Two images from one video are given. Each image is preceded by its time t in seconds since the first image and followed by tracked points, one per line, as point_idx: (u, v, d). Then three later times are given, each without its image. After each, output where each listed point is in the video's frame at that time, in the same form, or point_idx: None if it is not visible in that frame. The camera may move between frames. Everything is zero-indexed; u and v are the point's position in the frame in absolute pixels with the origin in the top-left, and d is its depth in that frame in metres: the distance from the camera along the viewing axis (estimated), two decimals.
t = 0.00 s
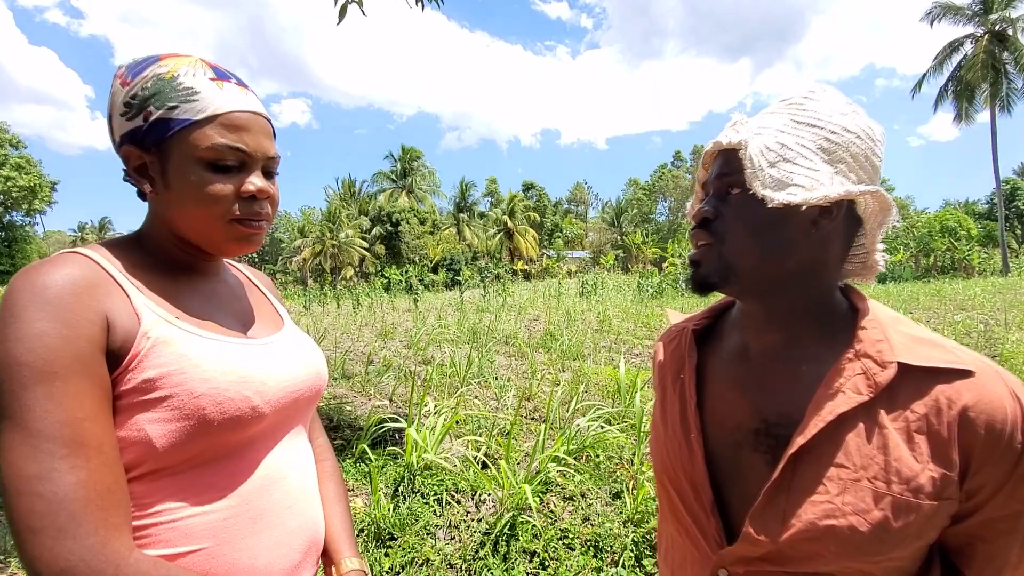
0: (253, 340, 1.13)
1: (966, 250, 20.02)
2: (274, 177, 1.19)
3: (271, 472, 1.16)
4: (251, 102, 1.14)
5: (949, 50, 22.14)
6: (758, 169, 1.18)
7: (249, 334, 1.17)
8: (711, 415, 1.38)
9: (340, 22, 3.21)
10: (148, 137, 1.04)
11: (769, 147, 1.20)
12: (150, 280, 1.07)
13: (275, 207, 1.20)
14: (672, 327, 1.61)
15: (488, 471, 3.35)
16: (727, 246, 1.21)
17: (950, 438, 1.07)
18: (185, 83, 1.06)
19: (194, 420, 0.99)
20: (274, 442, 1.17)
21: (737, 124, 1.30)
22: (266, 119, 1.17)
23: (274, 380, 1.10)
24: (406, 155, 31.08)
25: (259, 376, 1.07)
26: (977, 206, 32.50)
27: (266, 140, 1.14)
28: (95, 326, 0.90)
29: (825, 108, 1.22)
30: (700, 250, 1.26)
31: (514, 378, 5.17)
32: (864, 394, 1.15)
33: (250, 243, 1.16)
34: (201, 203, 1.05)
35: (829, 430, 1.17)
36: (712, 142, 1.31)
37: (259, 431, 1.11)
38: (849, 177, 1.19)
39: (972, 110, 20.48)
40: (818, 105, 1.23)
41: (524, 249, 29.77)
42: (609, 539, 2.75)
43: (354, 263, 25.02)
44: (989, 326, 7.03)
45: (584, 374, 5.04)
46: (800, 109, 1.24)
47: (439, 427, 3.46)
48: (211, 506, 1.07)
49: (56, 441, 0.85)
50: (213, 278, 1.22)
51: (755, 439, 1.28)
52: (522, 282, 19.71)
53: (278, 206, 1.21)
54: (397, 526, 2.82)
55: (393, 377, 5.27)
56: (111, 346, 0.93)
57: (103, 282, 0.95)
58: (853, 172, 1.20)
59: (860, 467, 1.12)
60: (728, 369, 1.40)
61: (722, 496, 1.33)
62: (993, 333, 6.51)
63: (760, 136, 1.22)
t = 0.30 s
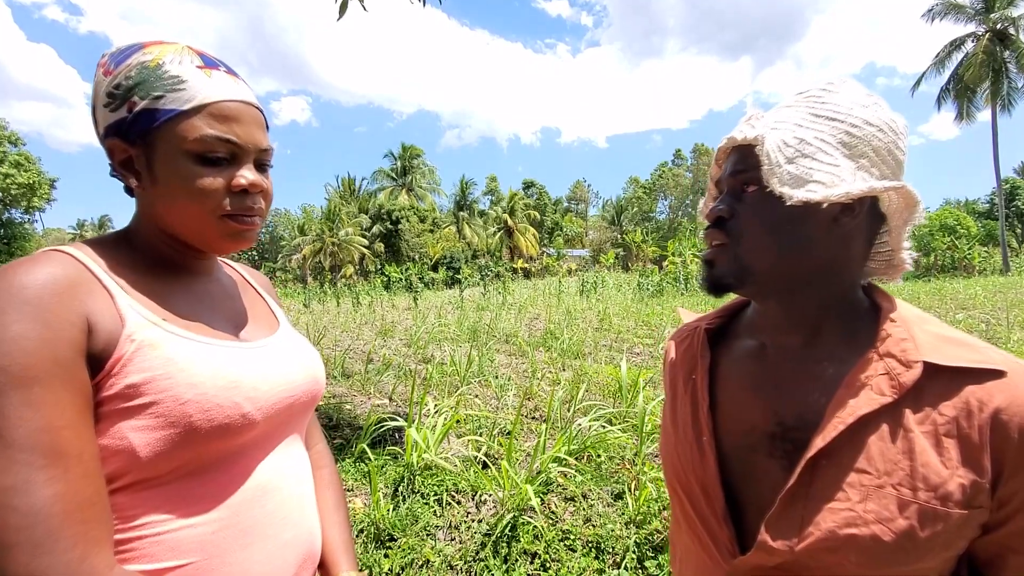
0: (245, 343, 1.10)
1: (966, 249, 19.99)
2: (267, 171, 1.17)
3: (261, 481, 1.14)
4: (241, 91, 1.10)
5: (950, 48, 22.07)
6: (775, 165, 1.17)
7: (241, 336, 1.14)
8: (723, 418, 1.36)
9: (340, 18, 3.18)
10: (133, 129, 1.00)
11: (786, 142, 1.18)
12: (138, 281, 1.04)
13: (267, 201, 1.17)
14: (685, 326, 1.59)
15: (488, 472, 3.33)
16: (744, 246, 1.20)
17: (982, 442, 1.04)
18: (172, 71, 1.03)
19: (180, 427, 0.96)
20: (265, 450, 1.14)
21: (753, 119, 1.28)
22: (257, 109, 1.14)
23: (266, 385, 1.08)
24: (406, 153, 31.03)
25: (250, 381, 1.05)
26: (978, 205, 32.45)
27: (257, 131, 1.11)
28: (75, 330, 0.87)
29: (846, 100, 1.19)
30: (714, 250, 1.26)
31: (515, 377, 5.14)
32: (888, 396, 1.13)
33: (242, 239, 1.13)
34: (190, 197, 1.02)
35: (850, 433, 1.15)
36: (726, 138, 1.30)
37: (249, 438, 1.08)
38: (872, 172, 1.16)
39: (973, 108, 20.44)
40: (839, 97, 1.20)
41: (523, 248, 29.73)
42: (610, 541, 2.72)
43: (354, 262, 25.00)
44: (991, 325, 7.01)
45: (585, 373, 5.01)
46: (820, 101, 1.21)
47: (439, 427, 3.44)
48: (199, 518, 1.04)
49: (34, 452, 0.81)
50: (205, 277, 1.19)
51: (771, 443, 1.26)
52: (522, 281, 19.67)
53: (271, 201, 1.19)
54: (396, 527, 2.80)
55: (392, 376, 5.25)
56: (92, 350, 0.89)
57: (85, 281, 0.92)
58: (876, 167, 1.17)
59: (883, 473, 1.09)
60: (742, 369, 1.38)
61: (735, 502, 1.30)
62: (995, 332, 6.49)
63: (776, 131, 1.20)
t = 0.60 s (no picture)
0: (233, 344, 1.07)
1: (965, 249, 20.00)
2: (258, 165, 1.14)
3: (251, 489, 1.11)
4: (232, 83, 1.08)
5: (950, 47, 22.03)
6: (789, 160, 1.15)
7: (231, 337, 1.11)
8: (732, 423, 1.35)
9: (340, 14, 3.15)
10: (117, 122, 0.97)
11: (801, 136, 1.16)
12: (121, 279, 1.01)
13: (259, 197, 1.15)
14: (692, 327, 1.57)
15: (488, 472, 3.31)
16: (756, 245, 1.18)
17: (1008, 451, 1.01)
18: (158, 62, 0.99)
19: (163, 433, 0.93)
20: (255, 456, 1.11)
21: (765, 111, 1.25)
22: (247, 101, 1.11)
23: (255, 388, 1.05)
24: (405, 152, 30.97)
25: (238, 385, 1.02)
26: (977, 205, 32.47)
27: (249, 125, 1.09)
28: (52, 331, 0.84)
29: (863, 92, 1.17)
30: (723, 248, 1.24)
31: (515, 377, 5.12)
32: (908, 401, 1.10)
33: (234, 237, 1.11)
34: (180, 193, 1.00)
35: (867, 440, 1.13)
36: (737, 132, 1.27)
37: (237, 444, 1.05)
38: (889, 167, 1.15)
39: (972, 108, 20.44)
40: (856, 89, 1.17)
41: (522, 247, 29.70)
42: (610, 542, 2.70)
43: (353, 261, 24.97)
44: (991, 325, 6.99)
45: (585, 372, 4.99)
46: (836, 93, 1.19)
47: (438, 427, 3.41)
48: (184, 528, 1.00)
49: (9, 459, 0.79)
50: (195, 276, 1.16)
51: (783, 449, 1.24)
52: (521, 280, 19.64)
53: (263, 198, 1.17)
54: (395, 528, 2.77)
55: (391, 375, 5.22)
56: (70, 351, 0.86)
57: (64, 280, 0.89)
58: (893, 161, 1.15)
59: (904, 482, 1.07)
60: (752, 371, 1.36)
61: (745, 510, 1.29)
62: (995, 332, 6.47)
63: (790, 125, 1.18)
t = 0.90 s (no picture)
0: (217, 351, 1.03)
1: (960, 250, 20.07)
2: (241, 164, 1.10)
3: (236, 502, 1.07)
4: (215, 76, 1.04)
5: (948, 47, 22.05)
6: (800, 160, 1.12)
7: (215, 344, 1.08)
8: (738, 432, 1.32)
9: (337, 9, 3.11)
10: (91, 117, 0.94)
11: (811, 135, 1.14)
12: (99, 284, 0.97)
13: (241, 198, 1.10)
14: (698, 331, 1.55)
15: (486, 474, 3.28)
16: (765, 249, 1.16)
17: None
18: (134, 53, 0.97)
19: (140, 445, 0.90)
20: (240, 467, 1.08)
21: (773, 109, 1.23)
22: (230, 96, 1.07)
23: (239, 397, 1.01)
24: (403, 151, 30.90)
25: (221, 393, 0.99)
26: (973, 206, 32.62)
27: (230, 122, 1.05)
28: (24, 338, 0.81)
29: (875, 87, 1.15)
30: (733, 254, 1.22)
31: (513, 378, 5.10)
32: (925, 412, 1.09)
33: (212, 240, 1.06)
34: (154, 192, 0.96)
35: (882, 451, 1.11)
36: (742, 131, 1.24)
37: (220, 455, 1.02)
38: (904, 166, 1.12)
39: (969, 109, 20.50)
40: (868, 84, 1.15)
41: (521, 246, 29.68)
42: (609, 545, 2.68)
43: (350, 261, 24.91)
44: (988, 325, 7.00)
45: (583, 373, 4.97)
46: (848, 89, 1.17)
47: (436, 429, 3.38)
48: (165, 543, 0.97)
49: None
50: (179, 279, 1.13)
51: (792, 460, 1.21)
52: (519, 280, 19.63)
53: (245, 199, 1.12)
54: (392, 530, 2.75)
55: (389, 376, 5.19)
56: (43, 360, 0.83)
57: (40, 287, 0.86)
58: (909, 159, 1.13)
59: (919, 497, 1.05)
60: (758, 378, 1.34)
61: (751, 521, 1.28)
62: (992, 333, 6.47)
63: (800, 122, 1.15)
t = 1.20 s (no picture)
0: (196, 360, 1.00)
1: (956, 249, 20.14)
2: (222, 167, 1.07)
3: (217, 517, 1.04)
4: (192, 76, 1.01)
5: (944, 47, 22.11)
6: (799, 163, 1.11)
7: (195, 353, 1.05)
8: (735, 442, 1.32)
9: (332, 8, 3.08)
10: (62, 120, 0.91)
11: (811, 137, 1.13)
12: (74, 293, 0.95)
13: (221, 202, 1.08)
14: (697, 338, 1.55)
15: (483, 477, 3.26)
16: (761, 255, 1.14)
17: None
18: (106, 52, 0.94)
19: (112, 460, 0.87)
20: (220, 481, 1.05)
21: (773, 109, 1.21)
22: (208, 96, 1.04)
23: (218, 409, 0.99)
24: (400, 151, 30.82)
25: (198, 405, 0.96)
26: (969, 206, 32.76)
27: (208, 123, 1.02)
28: None
29: (880, 88, 1.14)
30: (727, 255, 1.21)
31: (511, 379, 5.08)
32: (926, 428, 1.08)
33: (193, 246, 1.03)
34: (129, 198, 0.93)
35: (883, 467, 1.10)
36: (741, 132, 1.24)
37: (199, 469, 0.99)
38: (908, 172, 1.13)
39: (965, 109, 20.55)
40: (873, 85, 1.14)
41: (518, 246, 29.67)
42: (608, 549, 2.66)
43: (347, 261, 24.83)
44: (984, 325, 7.03)
45: (581, 374, 4.95)
46: (852, 88, 1.16)
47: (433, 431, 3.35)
48: (140, 561, 0.94)
49: None
50: (157, 285, 1.10)
51: (790, 474, 1.21)
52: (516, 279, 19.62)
53: (226, 202, 1.09)
54: (389, 535, 2.72)
55: (386, 377, 5.16)
56: (11, 371, 0.81)
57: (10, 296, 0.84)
58: (913, 164, 1.13)
59: (919, 517, 1.05)
60: (758, 386, 1.33)
61: (747, 535, 1.26)
62: (988, 333, 6.49)
63: (800, 123, 1.14)
